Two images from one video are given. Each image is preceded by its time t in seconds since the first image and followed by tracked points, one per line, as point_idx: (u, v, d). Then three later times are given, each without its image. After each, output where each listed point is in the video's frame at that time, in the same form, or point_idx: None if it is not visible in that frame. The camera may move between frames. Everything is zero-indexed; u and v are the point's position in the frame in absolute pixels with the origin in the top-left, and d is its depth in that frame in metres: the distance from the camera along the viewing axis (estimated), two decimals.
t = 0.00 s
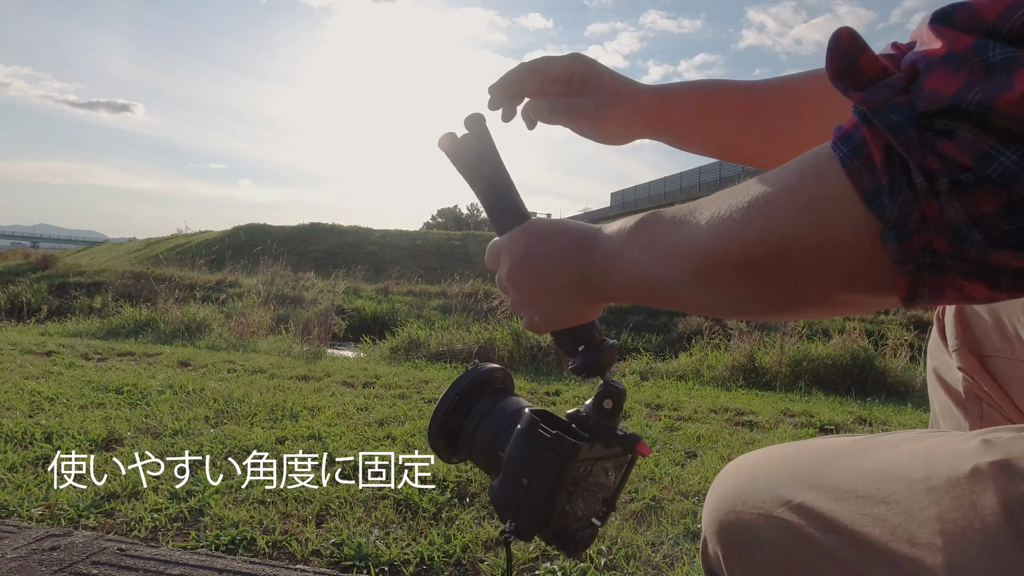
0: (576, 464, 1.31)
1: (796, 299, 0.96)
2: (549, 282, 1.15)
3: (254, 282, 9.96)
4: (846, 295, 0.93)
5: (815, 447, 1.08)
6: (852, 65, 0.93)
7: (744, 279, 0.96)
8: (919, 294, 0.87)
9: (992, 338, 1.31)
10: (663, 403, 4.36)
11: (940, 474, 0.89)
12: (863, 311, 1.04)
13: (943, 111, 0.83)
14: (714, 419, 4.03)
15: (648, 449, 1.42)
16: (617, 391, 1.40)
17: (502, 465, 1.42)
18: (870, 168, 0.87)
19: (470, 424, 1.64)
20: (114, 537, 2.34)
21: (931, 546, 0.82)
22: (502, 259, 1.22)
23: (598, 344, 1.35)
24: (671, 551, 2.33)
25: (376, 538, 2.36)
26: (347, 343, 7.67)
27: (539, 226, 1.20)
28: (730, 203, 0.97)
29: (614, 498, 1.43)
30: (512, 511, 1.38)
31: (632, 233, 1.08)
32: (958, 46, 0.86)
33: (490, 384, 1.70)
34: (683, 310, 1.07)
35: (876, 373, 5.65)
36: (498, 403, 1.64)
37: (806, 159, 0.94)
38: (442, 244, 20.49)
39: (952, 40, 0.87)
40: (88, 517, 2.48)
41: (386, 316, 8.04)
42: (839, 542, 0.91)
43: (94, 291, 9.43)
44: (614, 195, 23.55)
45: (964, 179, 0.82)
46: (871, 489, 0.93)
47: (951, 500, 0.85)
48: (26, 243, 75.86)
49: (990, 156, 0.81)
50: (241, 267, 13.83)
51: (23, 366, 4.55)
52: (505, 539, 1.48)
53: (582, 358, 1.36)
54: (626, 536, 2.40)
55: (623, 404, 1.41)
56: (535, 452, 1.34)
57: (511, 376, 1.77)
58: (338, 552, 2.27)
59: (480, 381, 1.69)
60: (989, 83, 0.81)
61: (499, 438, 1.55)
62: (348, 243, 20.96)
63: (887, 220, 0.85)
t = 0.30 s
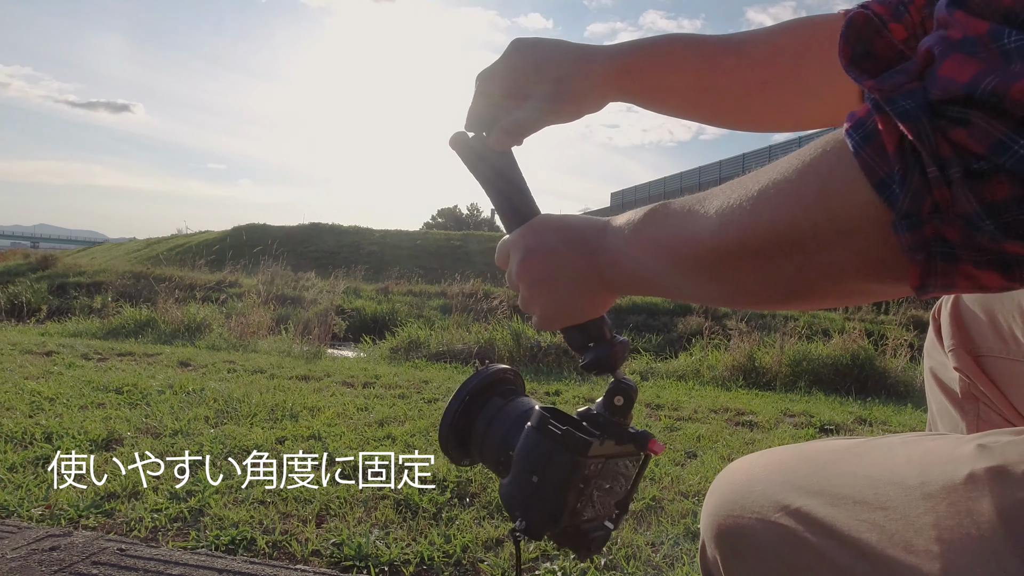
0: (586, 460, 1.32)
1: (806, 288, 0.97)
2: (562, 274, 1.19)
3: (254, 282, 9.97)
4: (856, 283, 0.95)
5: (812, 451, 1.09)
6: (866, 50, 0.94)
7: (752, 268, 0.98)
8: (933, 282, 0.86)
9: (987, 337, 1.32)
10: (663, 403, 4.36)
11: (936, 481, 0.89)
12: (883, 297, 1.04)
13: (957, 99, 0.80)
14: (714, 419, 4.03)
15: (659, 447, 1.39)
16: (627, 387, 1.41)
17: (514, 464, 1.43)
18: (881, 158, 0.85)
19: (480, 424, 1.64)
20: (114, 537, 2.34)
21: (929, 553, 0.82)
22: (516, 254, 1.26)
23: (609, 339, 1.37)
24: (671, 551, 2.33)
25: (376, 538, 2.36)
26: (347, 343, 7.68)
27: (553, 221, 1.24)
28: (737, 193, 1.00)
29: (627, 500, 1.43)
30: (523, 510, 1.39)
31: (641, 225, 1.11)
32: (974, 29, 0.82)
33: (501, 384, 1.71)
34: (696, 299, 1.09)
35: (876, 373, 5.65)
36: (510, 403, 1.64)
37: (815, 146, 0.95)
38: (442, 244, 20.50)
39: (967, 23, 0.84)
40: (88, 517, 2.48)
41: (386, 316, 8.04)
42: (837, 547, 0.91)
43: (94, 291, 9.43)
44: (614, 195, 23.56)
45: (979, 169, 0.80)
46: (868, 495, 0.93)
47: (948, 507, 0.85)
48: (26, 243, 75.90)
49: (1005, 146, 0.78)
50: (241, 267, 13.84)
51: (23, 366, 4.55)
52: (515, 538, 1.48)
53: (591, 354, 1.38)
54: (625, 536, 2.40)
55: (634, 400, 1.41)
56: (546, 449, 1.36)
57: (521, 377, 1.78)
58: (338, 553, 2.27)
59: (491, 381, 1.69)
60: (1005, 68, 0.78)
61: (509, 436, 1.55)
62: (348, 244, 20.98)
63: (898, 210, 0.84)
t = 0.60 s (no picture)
0: (553, 445, 1.31)
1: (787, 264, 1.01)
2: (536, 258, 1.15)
3: (254, 282, 9.97)
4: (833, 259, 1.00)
5: (810, 449, 1.08)
6: (858, 24, 0.99)
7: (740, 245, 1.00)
8: (910, 260, 0.93)
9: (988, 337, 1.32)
10: (663, 403, 4.36)
11: (938, 479, 0.89)
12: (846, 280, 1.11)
13: (950, 72, 0.86)
14: (714, 419, 4.03)
15: (632, 435, 1.39)
16: (602, 374, 1.39)
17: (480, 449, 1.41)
18: (870, 132, 0.91)
19: (454, 411, 1.64)
20: (114, 537, 2.34)
21: (930, 550, 0.83)
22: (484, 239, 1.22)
23: (583, 324, 1.33)
24: (671, 551, 2.33)
25: (377, 538, 2.36)
26: (347, 343, 7.67)
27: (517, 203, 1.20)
28: (717, 171, 1.01)
29: (601, 492, 1.41)
30: (487, 495, 1.37)
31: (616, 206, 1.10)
32: (969, 5, 0.88)
33: (477, 372, 1.70)
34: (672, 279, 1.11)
35: (876, 373, 5.65)
36: (483, 390, 1.64)
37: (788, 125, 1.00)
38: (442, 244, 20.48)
39: None
40: (88, 517, 2.48)
41: (386, 317, 8.04)
42: (839, 545, 0.91)
43: (93, 291, 9.43)
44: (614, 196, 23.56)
45: (967, 143, 0.86)
46: (870, 493, 0.93)
47: (949, 505, 0.85)
48: (26, 243, 75.90)
49: (993, 121, 0.84)
50: (241, 267, 13.83)
51: (23, 366, 4.55)
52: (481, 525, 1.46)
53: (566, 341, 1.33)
54: (626, 536, 2.40)
55: (608, 388, 1.39)
56: (513, 433, 1.34)
57: (499, 366, 1.78)
58: (338, 552, 2.27)
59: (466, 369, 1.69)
60: (998, 43, 0.84)
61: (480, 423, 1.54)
62: (348, 244, 20.97)
63: (885, 185, 0.90)
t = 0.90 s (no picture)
0: (578, 436, 1.32)
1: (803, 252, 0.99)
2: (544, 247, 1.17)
3: (254, 282, 9.97)
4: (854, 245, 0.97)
5: (817, 444, 1.08)
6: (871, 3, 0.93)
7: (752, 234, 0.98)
8: (929, 248, 0.93)
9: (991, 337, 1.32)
10: (663, 403, 4.36)
11: (941, 473, 0.89)
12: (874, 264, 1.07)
13: (976, 53, 0.82)
14: (714, 419, 4.03)
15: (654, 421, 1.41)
16: (617, 363, 1.42)
17: (502, 449, 1.41)
18: (891, 117, 0.86)
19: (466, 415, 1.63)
20: (114, 537, 2.35)
21: (933, 545, 0.82)
22: (493, 228, 1.23)
23: (596, 316, 1.34)
24: (671, 551, 2.33)
25: (376, 538, 2.36)
26: (347, 343, 7.68)
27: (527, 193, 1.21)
28: (727, 158, 0.99)
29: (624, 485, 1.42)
30: (514, 495, 1.36)
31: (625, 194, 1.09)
32: None
33: (487, 371, 1.71)
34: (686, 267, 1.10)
35: (876, 373, 5.65)
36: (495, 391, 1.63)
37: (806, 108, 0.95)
38: (442, 244, 20.49)
39: None
40: (88, 517, 2.48)
41: (386, 317, 8.04)
42: (841, 539, 0.91)
43: (94, 291, 9.43)
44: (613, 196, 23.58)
45: (994, 127, 0.82)
46: (873, 487, 0.93)
47: (952, 500, 0.85)
48: (26, 242, 75.88)
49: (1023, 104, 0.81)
50: (241, 267, 13.83)
51: (23, 365, 4.55)
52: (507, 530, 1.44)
53: (579, 332, 1.34)
54: (626, 536, 2.40)
55: (625, 375, 1.43)
56: (534, 429, 1.34)
57: (508, 363, 1.78)
58: (338, 553, 2.27)
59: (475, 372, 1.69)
60: None
61: (496, 423, 1.53)
62: (348, 244, 20.97)
63: (908, 172, 0.86)
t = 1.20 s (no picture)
0: (585, 430, 1.31)
1: (821, 262, 0.97)
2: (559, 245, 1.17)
3: (254, 282, 9.97)
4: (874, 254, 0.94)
5: (820, 441, 1.08)
6: (893, 13, 0.93)
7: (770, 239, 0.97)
8: (952, 256, 0.88)
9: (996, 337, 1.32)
10: (663, 403, 4.36)
11: (945, 470, 0.89)
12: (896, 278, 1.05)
13: (1002, 63, 0.81)
14: (714, 419, 4.03)
15: (662, 417, 1.39)
16: (629, 357, 1.39)
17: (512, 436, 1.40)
18: (914, 126, 0.86)
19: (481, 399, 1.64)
20: (115, 537, 2.35)
21: (935, 541, 0.82)
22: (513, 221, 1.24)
23: (610, 309, 1.34)
24: (671, 551, 2.33)
25: (376, 538, 2.36)
26: (347, 343, 7.68)
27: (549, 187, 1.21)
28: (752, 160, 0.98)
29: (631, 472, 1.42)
30: (522, 482, 1.36)
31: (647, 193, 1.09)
32: None
33: (504, 357, 1.70)
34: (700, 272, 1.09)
35: (876, 373, 5.65)
36: (512, 376, 1.64)
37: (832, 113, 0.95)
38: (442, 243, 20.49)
39: None
40: (88, 517, 2.48)
41: (386, 316, 8.04)
42: (844, 536, 0.91)
43: (93, 291, 9.43)
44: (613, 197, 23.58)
45: (1020, 137, 0.81)
46: (876, 484, 0.93)
47: (956, 496, 0.85)
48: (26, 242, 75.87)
49: None
50: (240, 267, 13.83)
51: (23, 365, 4.55)
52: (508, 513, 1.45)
53: (592, 324, 1.35)
54: (626, 536, 2.40)
55: (636, 369, 1.40)
56: (546, 420, 1.33)
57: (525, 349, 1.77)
58: (338, 552, 2.27)
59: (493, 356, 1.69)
60: None
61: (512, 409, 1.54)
62: (348, 244, 20.97)
63: (930, 180, 0.85)
